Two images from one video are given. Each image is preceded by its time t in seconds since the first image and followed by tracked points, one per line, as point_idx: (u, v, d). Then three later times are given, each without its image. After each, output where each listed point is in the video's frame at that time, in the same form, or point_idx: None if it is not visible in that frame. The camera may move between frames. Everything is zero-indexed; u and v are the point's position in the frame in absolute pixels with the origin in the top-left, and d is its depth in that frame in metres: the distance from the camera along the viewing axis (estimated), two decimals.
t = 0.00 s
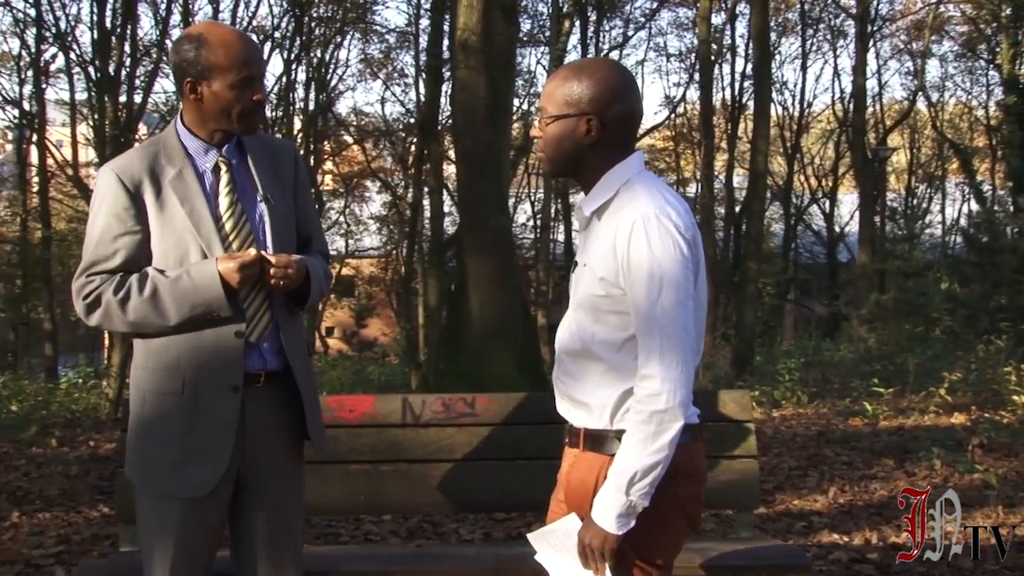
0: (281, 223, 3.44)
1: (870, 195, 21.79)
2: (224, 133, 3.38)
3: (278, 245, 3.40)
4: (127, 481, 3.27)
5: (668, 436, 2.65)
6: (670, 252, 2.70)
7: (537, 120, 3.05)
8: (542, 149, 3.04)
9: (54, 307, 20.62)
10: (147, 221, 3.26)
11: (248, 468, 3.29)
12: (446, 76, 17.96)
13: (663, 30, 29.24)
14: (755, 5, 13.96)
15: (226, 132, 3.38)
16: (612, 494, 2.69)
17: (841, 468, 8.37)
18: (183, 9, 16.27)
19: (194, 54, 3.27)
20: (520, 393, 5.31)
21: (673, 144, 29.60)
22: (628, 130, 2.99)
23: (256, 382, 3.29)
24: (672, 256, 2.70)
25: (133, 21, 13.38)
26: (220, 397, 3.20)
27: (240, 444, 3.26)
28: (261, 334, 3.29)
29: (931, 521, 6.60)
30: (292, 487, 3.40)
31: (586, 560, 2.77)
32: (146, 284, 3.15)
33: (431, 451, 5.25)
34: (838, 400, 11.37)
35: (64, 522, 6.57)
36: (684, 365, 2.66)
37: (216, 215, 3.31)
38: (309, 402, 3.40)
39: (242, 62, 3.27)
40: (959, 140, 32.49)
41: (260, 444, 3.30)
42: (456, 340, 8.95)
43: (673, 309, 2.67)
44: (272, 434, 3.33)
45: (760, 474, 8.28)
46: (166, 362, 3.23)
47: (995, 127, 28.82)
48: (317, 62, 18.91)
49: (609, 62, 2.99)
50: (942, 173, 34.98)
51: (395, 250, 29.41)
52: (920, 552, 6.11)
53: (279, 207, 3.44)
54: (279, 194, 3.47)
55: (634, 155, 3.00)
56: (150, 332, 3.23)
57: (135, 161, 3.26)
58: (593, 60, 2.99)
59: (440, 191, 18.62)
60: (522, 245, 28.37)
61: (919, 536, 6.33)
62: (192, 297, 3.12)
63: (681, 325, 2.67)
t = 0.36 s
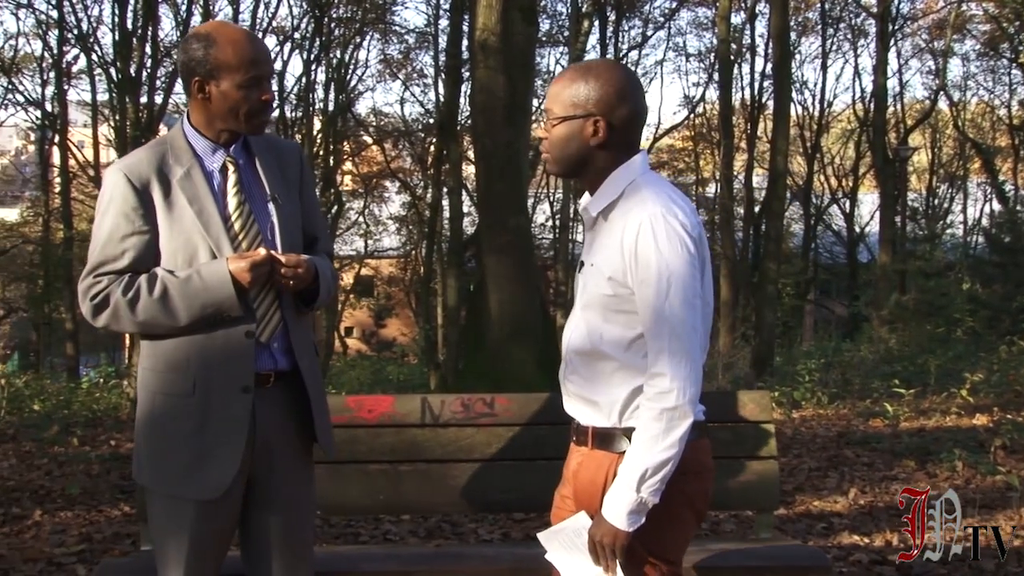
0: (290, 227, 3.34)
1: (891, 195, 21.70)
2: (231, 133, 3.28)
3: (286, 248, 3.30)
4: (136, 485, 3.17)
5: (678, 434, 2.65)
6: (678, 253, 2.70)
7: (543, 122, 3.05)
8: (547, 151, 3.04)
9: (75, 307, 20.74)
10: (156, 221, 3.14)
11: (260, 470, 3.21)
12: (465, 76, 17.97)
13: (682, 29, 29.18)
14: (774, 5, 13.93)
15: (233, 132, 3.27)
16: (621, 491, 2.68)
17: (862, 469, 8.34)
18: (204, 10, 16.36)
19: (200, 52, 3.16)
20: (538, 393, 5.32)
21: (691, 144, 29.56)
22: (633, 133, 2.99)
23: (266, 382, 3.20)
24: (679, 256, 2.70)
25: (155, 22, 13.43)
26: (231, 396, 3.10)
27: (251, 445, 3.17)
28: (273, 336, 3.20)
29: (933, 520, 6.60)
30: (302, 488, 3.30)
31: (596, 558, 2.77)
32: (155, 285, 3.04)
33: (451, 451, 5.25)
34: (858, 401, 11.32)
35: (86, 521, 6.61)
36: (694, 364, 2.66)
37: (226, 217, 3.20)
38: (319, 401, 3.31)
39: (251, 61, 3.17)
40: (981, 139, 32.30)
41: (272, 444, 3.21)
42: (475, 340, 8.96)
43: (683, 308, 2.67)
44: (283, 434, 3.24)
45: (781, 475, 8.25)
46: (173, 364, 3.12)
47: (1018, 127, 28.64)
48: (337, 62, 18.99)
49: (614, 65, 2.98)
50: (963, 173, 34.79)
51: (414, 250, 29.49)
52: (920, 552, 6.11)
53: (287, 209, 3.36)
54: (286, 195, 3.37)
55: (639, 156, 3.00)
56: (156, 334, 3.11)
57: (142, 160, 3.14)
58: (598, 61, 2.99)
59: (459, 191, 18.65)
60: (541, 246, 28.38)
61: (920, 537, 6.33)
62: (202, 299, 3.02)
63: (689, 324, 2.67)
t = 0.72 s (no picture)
0: (291, 228, 3.32)
1: (904, 196, 21.59)
2: (232, 134, 3.26)
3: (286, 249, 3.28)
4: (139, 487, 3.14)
5: (672, 425, 2.66)
6: (677, 246, 2.71)
7: (546, 120, 3.06)
8: (549, 149, 3.05)
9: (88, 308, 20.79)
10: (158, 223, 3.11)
11: (262, 470, 3.19)
12: (476, 76, 17.96)
13: (694, 30, 29.14)
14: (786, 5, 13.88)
15: (234, 133, 3.25)
16: (615, 483, 2.68)
17: (874, 471, 8.31)
18: (215, 12, 16.40)
19: (200, 53, 3.14)
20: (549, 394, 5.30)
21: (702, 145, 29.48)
22: (636, 131, 3.01)
23: (269, 384, 3.17)
24: (679, 249, 2.71)
25: (168, 24, 13.44)
26: (235, 398, 3.07)
27: (254, 447, 3.14)
28: (275, 336, 3.19)
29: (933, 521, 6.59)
30: (303, 490, 3.28)
31: (592, 552, 2.75)
32: (158, 286, 3.01)
33: (462, 451, 5.25)
34: (871, 403, 11.27)
35: (99, 522, 6.63)
36: (689, 356, 2.68)
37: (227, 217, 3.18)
38: (321, 403, 3.30)
39: (253, 62, 3.15)
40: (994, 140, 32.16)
41: (274, 445, 3.19)
42: (486, 341, 8.95)
43: (680, 300, 2.69)
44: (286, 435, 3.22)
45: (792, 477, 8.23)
46: (176, 366, 3.09)
47: None
48: (348, 63, 19.01)
49: (617, 65, 3.00)
50: (977, 173, 34.64)
51: (425, 251, 29.52)
52: (920, 553, 6.11)
53: (287, 210, 3.34)
54: (287, 196, 3.35)
55: (642, 155, 3.01)
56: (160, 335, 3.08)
57: (144, 163, 3.11)
58: (602, 61, 3.01)
59: (470, 192, 18.66)
60: (552, 248, 28.38)
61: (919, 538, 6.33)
62: (206, 300, 3.00)
63: (686, 317, 2.69)
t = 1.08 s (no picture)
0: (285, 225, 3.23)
1: (912, 195, 21.55)
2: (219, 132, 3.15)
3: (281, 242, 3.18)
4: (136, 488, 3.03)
5: (673, 419, 2.66)
6: (679, 243, 2.72)
7: (546, 122, 3.06)
8: (550, 151, 3.05)
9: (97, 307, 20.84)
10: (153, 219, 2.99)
11: (258, 466, 3.06)
12: (484, 76, 17.97)
13: (702, 30, 29.13)
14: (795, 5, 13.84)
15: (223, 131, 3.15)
16: (617, 475, 2.67)
17: (883, 471, 8.29)
18: (224, 13, 16.44)
19: (182, 50, 3.06)
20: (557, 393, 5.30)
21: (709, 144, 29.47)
22: (637, 133, 3.02)
23: (257, 382, 3.06)
24: (681, 246, 2.72)
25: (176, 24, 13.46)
26: (225, 398, 2.95)
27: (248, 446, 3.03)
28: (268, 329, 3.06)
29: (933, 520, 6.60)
30: (303, 487, 3.16)
31: (589, 547, 2.75)
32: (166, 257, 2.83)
33: (469, 451, 5.25)
34: (880, 403, 11.24)
35: (107, 521, 6.64)
36: (691, 350, 2.68)
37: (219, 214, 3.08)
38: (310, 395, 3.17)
39: (235, 59, 3.05)
40: (1004, 140, 32.07)
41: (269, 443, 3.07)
42: (493, 341, 8.95)
43: (683, 296, 2.69)
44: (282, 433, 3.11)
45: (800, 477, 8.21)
46: (168, 365, 2.97)
47: None
48: (357, 63, 19.03)
49: (616, 69, 3.02)
50: (986, 173, 34.54)
51: (433, 251, 29.55)
52: (921, 553, 6.10)
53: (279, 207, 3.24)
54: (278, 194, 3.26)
55: (643, 156, 3.01)
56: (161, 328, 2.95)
57: (135, 160, 2.99)
58: (601, 66, 3.02)
59: (478, 191, 18.68)
60: (560, 248, 28.40)
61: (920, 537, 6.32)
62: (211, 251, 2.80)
63: (688, 312, 2.69)
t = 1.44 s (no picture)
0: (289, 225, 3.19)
1: (921, 194, 21.50)
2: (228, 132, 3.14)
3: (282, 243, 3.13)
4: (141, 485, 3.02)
5: (665, 415, 2.65)
6: (673, 240, 2.72)
7: (547, 124, 3.05)
8: (552, 153, 3.04)
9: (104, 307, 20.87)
10: (155, 221, 2.99)
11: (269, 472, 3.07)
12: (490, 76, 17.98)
13: (709, 30, 29.09)
14: (803, 3, 13.81)
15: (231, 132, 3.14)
16: (609, 472, 2.67)
17: (890, 472, 8.28)
18: (231, 14, 16.47)
19: (191, 49, 3.04)
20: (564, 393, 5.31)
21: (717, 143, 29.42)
22: (638, 136, 3.01)
23: (267, 382, 3.04)
24: (675, 244, 2.72)
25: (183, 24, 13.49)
26: (230, 400, 2.95)
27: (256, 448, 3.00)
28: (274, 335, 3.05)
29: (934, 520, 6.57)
30: (307, 489, 3.16)
31: (576, 543, 2.74)
32: (166, 284, 2.89)
33: (476, 451, 5.24)
34: (888, 403, 11.23)
35: (115, 520, 6.65)
36: (684, 345, 2.67)
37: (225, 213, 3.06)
38: (322, 402, 3.16)
39: (242, 60, 3.03)
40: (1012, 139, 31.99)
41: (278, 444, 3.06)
42: (500, 341, 8.95)
43: (677, 293, 2.69)
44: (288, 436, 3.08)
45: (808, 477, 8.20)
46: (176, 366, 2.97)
47: None
48: (364, 63, 19.04)
49: (617, 72, 3.01)
50: (994, 173, 34.47)
51: (440, 251, 29.56)
52: (921, 553, 6.07)
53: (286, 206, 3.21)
54: (286, 194, 3.22)
55: (643, 158, 3.00)
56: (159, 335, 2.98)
57: (143, 160, 2.99)
58: (602, 68, 3.02)
59: (485, 191, 18.68)
60: (566, 248, 28.39)
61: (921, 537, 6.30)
62: (219, 294, 2.89)
63: (682, 308, 2.68)
